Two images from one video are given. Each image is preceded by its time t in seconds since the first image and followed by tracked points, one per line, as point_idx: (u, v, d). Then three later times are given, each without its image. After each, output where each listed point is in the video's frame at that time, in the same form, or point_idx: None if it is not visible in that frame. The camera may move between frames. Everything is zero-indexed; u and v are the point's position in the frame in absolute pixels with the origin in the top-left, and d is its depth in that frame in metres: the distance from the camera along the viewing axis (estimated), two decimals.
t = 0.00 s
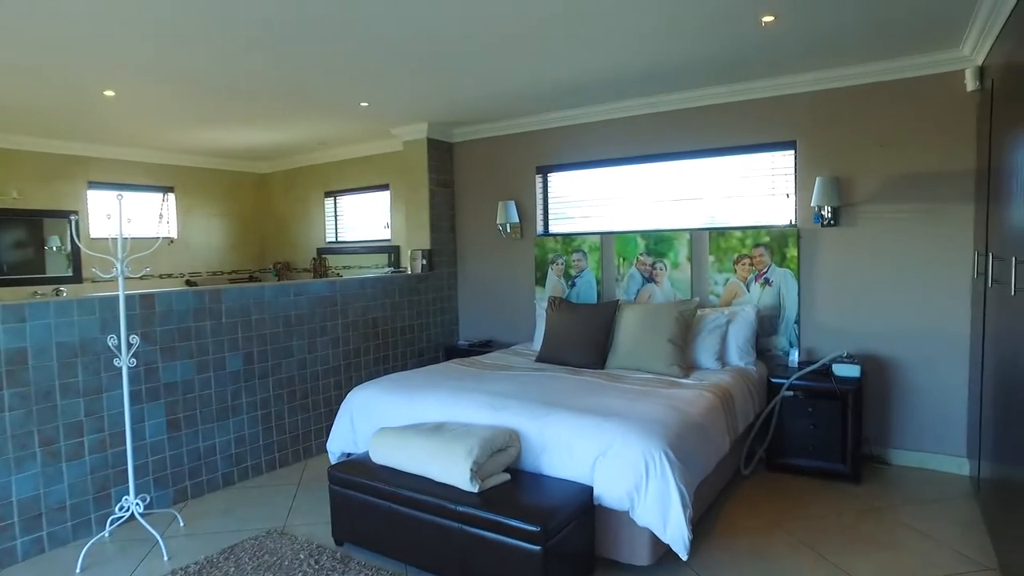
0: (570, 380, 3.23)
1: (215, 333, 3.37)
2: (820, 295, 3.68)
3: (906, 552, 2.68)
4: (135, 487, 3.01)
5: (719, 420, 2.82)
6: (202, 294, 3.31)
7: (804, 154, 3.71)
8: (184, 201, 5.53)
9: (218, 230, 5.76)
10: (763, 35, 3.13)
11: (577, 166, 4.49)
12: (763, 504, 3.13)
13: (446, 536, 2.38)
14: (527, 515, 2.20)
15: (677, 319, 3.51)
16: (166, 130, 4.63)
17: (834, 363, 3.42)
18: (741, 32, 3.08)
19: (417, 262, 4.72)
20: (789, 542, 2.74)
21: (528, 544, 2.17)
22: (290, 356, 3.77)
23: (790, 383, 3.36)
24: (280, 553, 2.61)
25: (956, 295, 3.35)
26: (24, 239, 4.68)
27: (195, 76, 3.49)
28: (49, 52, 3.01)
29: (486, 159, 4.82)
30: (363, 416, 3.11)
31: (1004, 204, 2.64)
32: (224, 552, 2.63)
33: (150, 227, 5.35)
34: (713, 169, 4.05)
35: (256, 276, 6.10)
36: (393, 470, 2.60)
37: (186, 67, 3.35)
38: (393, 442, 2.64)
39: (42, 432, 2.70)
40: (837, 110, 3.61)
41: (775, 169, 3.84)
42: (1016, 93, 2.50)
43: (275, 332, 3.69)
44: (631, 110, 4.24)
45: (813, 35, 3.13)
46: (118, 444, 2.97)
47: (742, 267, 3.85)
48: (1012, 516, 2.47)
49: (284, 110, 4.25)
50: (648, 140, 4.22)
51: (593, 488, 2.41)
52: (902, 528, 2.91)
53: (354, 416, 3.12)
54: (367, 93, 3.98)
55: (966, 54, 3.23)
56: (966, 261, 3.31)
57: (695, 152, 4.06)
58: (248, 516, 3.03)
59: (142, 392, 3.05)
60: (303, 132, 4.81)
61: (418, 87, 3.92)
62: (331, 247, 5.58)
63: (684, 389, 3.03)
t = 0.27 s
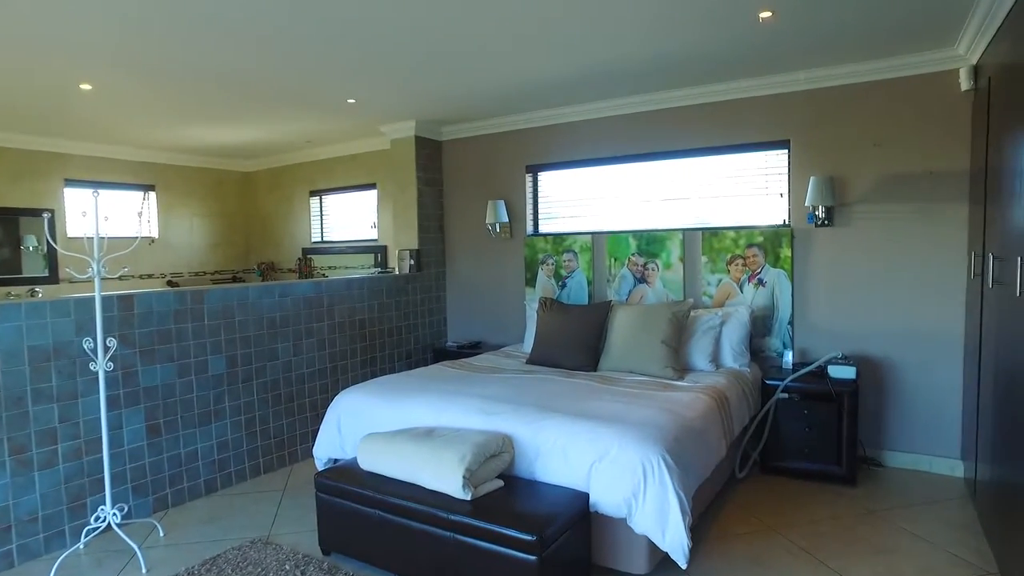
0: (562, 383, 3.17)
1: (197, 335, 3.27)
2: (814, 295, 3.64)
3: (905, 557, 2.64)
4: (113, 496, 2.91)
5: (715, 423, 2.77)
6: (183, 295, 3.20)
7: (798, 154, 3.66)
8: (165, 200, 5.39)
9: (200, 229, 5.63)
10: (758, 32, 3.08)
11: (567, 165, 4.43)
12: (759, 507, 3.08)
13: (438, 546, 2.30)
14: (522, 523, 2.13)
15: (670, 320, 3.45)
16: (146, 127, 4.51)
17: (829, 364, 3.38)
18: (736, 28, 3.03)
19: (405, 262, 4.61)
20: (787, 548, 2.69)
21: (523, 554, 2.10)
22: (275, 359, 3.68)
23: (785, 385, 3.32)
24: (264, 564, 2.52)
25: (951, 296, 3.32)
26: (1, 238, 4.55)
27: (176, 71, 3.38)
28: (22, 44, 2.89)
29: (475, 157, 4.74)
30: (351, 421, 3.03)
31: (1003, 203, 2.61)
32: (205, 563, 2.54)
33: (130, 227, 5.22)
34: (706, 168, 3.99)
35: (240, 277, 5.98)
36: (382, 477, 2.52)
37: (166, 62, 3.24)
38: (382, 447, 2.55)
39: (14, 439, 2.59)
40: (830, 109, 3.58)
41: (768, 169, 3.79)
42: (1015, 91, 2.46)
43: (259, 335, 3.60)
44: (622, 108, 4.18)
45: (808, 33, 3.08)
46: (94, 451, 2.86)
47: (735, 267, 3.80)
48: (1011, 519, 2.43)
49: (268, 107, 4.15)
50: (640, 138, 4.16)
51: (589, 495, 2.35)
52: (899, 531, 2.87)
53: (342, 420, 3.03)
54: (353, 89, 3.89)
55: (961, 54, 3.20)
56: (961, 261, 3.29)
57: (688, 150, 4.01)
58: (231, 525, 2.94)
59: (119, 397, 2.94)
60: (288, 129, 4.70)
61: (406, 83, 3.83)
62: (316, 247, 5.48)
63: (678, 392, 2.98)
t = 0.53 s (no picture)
0: (555, 385, 3.13)
1: (182, 337, 3.20)
2: (808, 296, 3.62)
3: (903, 559, 2.62)
4: (95, 503, 2.83)
5: (711, 425, 2.74)
6: (167, 296, 3.13)
7: (792, 153, 3.64)
8: (149, 198, 5.29)
9: (185, 229, 5.54)
10: (753, 30, 3.05)
11: (559, 164, 4.38)
12: (753, 510, 3.05)
13: (431, 552, 2.25)
14: (518, 529, 2.09)
15: (664, 321, 3.42)
16: (129, 124, 4.41)
17: (823, 365, 3.37)
18: (732, 26, 2.99)
19: (394, 262, 4.54)
20: (783, 551, 2.66)
21: (519, 561, 2.06)
22: (262, 361, 3.61)
23: (780, 386, 3.30)
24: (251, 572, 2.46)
25: (944, 296, 3.31)
26: None
27: (160, 66, 3.30)
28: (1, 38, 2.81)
29: (465, 156, 4.68)
30: (341, 424, 2.97)
31: (999, 203, 2.60)
32: (191, 572, 2.47)
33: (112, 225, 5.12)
34: (699, 167, 3.96)
35: (226, 277, 5.89)
36: (373, 483, 2.46)
37: (150, 57, 3.16)
38: (373, 452, 2.50)
39: None
40: (824, 109, 3.56)
41: (761, 169, 3.77)
42: (1013, 91, 2.44)
43: (246, 336, 3.53)
44: (614, 106, 4.14)
45: (803, 32, 3.06)
46: (75, 456, 2.78)
47: (728, 267, 3.77)
48: (1009, 521, 2.41)
49: (255, 104, 4.07)
50: (632, 137, 4.13)
51: (586, 499, 2.31)
52: (895, 533, 2.85)
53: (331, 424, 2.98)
54: (342, 86, 3.82)
55: (954, 54, 3.20)
56: (955, 261, 3.28)
57: (680, 149, 3.98)
58: (216, 531, 2.87)
59: (101, 401, 2.87)
60: (275, 127, 4.62)
61: (396, 81, 3.77)
62: (304, 247, 5.40)
63: (673, 393, 2.94)
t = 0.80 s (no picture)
0: (546, 387, 3.09)
1: (163, 340, 3.12)
2: (799, 296, 3.61)
3: (897, 559, 2.61)
4: (72, 512, 2.74)
5: (705, 427, 2.72)
6: (148, 297, 3.04)
7: (782, 154, 3.64)
8: (128, 197, 5.16)
9: (165, 229, 5.42)
10: (747, 30, 3.02)
11: (547, 164, 4.35)
12: (746, 512, 3.03)
13: (422, 560, 2.20)
14: (513, 536, 2.04)
15: (656, 322, 3.39)
16: (108, 121, 4.30)
17: (815, 366, 3.36)
18: (725, 25, 2.97)
19: (381, 263, 4.47)
20: (777, 553, 2.64)
21: (515, 568, 2.01)
22: (246, 364, 3.53)
23: (772, 387, 3.29)
24: None
25: (933, 297, 3.32)
26: None
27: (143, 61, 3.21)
28: None
29: (452, 155, 4.63)
30: (328, 428, 2.91)
31: (991, 204, 2.60)
32: None
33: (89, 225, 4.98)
34: (689, 167, 3.94)
35: (208, 277, 5.79)
36: (363, 489, 2.41)
37: (133, 52, 3.08)
38: (363, 457, 2.44)
39: None
40: (814, 110, 3.55)
41: (751, 169, 3.76)
42: (1006, 92, 2.44)
43: (230, 338, 3.45)
44: (604, 106, 4.11)
45: (795, 32, 3.05)
46: (51, 464, 2.69)
47: (719, 268, 3.76)
48: (1002, 521, 2.41)
49: (238, 101, 3.99)
50: (621, 137, 4.10)
51: (581, 504, 2.28)
52: (888, 533, 2.85)
53: (318, 428, 2.91)
54: (328, 84, 3.75)
55: (943, 56, 3.21)
56: (944, 262, 3.29)
57: (671, 150, 3.95)
58: (199, 540, 2.79)
59: (79, 406, 2.78)
60: (259, 124, 4.53)
61: (383, 78, 3.70)
62: (288, 247, 5.31)
63: (667, 395, 2.92)
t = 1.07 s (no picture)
0: (536, 389, 3.04)
1: (138, 343, 3.00)
2: (786, 296, 3.61)
3: (890, 560, 2.61)
4: (40, 526, 2.62)
5: (698, 429, 2.69)
6: (123, 299, 2.93)
7: (769, 154, 3.63)
8: (98, 195, 4.98)
9: (137, 228, 5.25)
10: (738, 28, 3.00)
11: (532, 163, 4.30)
12: (736, 514, 3.01)
13: (414, 570, 2.13)
14: (510, 544, 1.99)
15: (645, 322, 3.36)
16: (77, 116, 4.15)
17: (803, 366, 3.35)
18: (717, 24, 2.94)
19: (362, 263, 4.37)
20: (771, 555, 2.62)
21: None
22: (224, 368, 3.43)
23: (761, 388, 3.27)
24: None
25: (919, 297, 3.34)
26: None
27: (116, 54, 3.09)
28: None
29: (435, 154, 4.55)
30: (312, 435, 2.83)
31: (981, 205, 2.61)
32: None
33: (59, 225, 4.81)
34: (676, 167, 3.92)
35: (182, 278, 5.63)
36: (351, 497, 2.33)
37: (105, 43, 2.95)
38: (350, 464, 2.37)
39: None
40: (802, 110, 3.55)
41: (739, 169, 3.75)
42: (997, 94, 2.45)
43: (208, 341, 3.34)
44: (589, 105, 4.07)
45: (785, 31, 3.03)
46: (18, 476, 2.57)
47: (706, 268, 3.74)
48: (992, 520, 2.43)
49: (215, 96, 3.87)
50: (607, 137, 4.07)
51: (576, 510, 2.24)
52: (878, 533, 2.84)
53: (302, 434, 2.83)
54: (310, 80, 3.65)
55: (928, 58, 3.23)
56: (929, 262, 3.31)
57: (657, 149, 3.93)
58: (177, 552, 2.69)
59: (48, 415, 2.65)
60: (236, 120, 4.40)
61: (367, 74, 3.62)
62: (265, 247, 5.19)
63: (658, 397, 2.89)
